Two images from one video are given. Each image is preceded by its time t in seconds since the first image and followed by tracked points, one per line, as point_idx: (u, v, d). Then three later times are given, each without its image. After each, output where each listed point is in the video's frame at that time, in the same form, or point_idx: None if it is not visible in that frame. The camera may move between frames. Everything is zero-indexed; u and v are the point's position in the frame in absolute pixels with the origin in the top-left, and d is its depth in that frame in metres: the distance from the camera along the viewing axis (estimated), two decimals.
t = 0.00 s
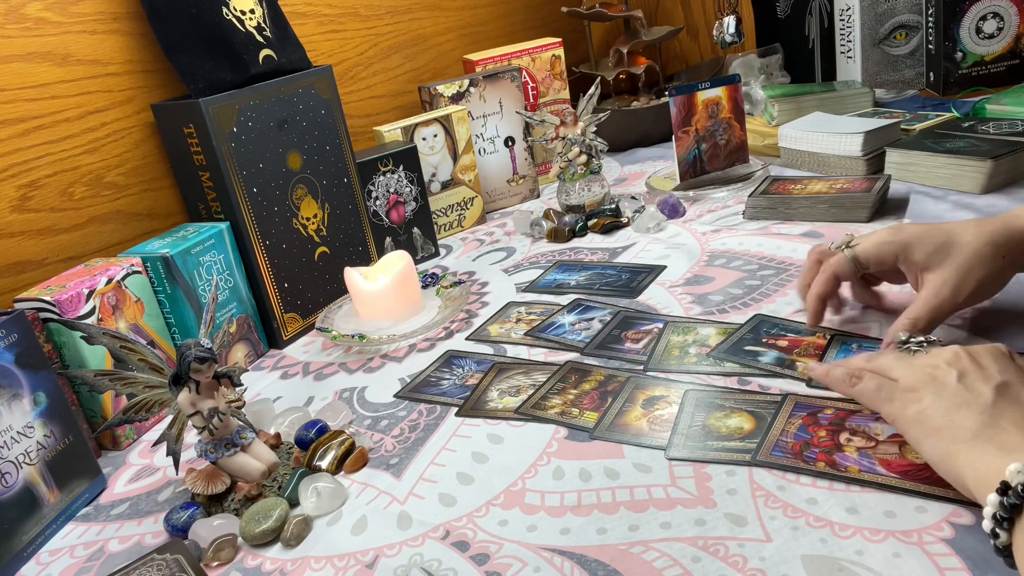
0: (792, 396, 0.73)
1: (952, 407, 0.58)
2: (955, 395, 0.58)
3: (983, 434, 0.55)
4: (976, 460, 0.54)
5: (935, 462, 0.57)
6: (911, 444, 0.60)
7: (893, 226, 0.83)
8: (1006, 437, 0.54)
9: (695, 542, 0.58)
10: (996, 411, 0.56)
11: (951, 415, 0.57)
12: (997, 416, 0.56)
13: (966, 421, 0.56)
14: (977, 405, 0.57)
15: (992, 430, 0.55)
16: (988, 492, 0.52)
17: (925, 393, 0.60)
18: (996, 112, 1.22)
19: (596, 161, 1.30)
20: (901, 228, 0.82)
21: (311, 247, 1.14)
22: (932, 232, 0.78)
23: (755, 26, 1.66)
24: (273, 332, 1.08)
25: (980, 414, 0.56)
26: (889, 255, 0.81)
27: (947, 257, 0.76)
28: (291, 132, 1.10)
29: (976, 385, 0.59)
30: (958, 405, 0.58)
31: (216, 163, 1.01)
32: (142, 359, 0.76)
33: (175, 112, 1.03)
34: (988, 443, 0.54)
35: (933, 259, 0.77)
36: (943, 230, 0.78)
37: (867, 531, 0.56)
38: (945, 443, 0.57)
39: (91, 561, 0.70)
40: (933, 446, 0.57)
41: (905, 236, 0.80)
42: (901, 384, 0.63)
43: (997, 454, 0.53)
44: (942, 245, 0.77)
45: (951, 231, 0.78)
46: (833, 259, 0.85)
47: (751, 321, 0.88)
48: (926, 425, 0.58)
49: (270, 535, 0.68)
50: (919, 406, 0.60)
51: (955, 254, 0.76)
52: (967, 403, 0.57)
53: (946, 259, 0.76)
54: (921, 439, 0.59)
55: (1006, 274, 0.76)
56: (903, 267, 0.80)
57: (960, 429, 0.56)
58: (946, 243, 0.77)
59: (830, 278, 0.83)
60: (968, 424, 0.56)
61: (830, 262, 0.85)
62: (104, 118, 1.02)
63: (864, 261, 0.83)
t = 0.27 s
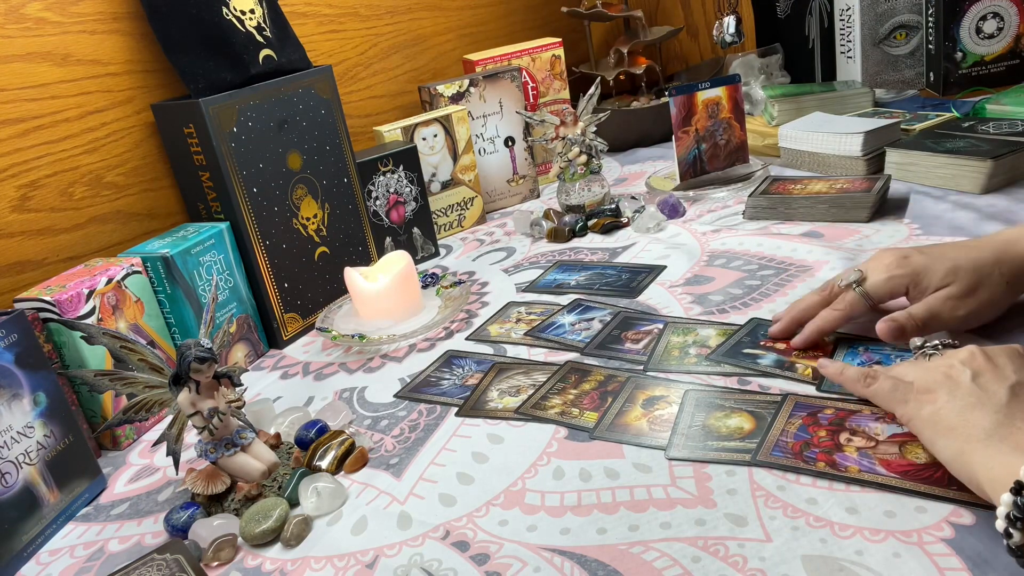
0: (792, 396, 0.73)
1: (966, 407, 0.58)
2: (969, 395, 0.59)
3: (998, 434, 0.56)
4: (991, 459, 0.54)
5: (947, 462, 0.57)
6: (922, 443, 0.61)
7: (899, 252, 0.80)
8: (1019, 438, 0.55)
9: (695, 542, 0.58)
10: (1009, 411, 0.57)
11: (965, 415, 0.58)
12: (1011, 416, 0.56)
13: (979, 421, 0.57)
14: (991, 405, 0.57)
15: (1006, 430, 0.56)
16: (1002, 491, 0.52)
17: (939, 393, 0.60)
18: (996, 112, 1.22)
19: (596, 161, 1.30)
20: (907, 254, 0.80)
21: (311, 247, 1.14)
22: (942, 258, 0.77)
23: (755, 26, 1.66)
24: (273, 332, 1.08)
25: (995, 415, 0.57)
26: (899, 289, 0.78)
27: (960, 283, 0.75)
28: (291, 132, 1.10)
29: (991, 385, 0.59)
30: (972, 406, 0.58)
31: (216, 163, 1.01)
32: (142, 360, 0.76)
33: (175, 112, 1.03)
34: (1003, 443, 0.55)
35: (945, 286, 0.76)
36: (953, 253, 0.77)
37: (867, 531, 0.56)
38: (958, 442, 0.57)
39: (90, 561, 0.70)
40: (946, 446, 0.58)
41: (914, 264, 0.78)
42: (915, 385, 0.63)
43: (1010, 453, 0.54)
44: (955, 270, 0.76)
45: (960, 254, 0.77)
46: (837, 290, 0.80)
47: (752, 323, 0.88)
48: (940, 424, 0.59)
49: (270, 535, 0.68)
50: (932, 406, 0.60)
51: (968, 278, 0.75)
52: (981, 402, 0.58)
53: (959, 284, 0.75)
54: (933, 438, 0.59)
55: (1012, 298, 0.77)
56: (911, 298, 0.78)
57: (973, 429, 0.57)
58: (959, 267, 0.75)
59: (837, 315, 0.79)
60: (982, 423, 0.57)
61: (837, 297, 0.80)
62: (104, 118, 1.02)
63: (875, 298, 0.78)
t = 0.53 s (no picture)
0: (792, 396, 0.73)
1: (969, 406, 0.58)
2: (973, 394, 0.59)
3: (999, 434, 0.55)
4: (993, 459, 0.54)
5: (950, 460, 0.58)
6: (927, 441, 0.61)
7: (904, 252, 0.81)
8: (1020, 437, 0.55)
9: (695, 542, 0.58)
10: (1013, 411, 0.57)
11: (967, 414, 0.58)
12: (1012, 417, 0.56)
13: (982, 420, 0.57)
14: (994, 405, 0.57)
15: (1008, 430, 0.55)
16: (1003, 491, 0.52)
17: (943, 391, 0.60)
18: (996, 112, 1.22)
19: (596, 161, 1.30)
20: (913, 256, 0.80)
21: (311, 247, 1.14)
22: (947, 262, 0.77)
23: (755, 26, 1.66)
24: (273, 332, 1.08)
25: (997, 414, 0.57)
26: (905, 291, 0.78)
27: (966, 285, 0.75)
28: (291, 132, 1.10)
29: (994, 385, 0.59)
30: (975, 404, 0.58)
31: (216, 163, 1.01)
32: (142, 360, 0.76)
33: (175, 112, 1.03)
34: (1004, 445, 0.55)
35: (950, 288, 0.76)
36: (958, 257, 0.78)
37: (867, 531, 0.56)
38: (960, 440, 0.57)
39: (90, 561, 0.70)
40: (949, 444, 0.58)
41: (919, 266, 0.78)
42: (920, 383, 0.63)
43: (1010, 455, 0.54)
44: (961, 272, 0.76)
45: (965, 257, 0.77)
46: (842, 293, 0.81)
47: (753, 325, 0.88)
48: (943, 423, 0.59)
49: (269, 535, 0.68)
50: (936, 406, 0.60)
51: (974, 280, 0.75)
52: (984, 402, 0.58)
53: (965, 286, 0.75)
54: (937, 437, 0.59)
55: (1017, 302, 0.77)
56: (916, 301, 0.78)
57: (975, 429, 0.57)
58: (965, 270, 0.76)
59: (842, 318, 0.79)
60: (984, 423, 0.56)
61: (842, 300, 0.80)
62: (104, 118, 1.02)
63: (880, 301, 0.78)
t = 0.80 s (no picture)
0: (792, 397, 0.73)
1: (972, 405, 0.58)
2: (976, 393, 0.59)
3: (1000, 433, 0.56)
4: (994, 456, 0.55)
5: (952, 459, 0.58)
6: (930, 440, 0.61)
7: (906, 252, 0.81)
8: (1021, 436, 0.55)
9: (694, 542, 0.58)
10: (1016, 410, 0.57)
11: (970, 412, 0.58)
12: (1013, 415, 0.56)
13: (985, 419, 0.57)
14: (997, 404, 0.57)
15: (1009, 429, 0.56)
16: (1004, 490, 0.53)
17: (946, 390, 0.61)
18: (996, 112, 1.22)
19: (596, 161, 1.30)
20: (915, 256, 0.80)
21: (311, 247, 1.14)
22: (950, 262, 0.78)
23: (755, 26, 1.66)
24: (273, 332, 1.08)
25: (998, 412, 0.57)
26: (907, 291, 0.78)
27: (970, 285, 0.75)
28: (291, 132, 1.10)
29: (998, 383, 0.59)
30: (978, 404, 0.58)
31: (216, 164, 1.01)
32: (142, 360, 0.76)
33: (175, 112, 1.03)
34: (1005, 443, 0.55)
35: (954, 289, 0.76)
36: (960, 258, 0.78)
37: (867, 531, 0.56)
38: (963, 439, 0.57)
39: (90, 561, 0.70)
40: (951, 442, 0.58)
41: (922, 266, 0.78)
42: (924, 380, 0.63)
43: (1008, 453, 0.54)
44: (965, 272, 0.76)
45: (968, 258, 0.78)
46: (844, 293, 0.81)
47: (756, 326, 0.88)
48: (946, 421, 0.59)
49: (269, 535, 0.68)
50: (939, 404, 0.61)
51: (977, 280, 0.75)
52: (987, 401, 0.58)
53: (969, 286, 0.75)
54: (939, 436, 0.59)
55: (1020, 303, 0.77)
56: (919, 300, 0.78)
57: (978, 427, 0.57)
58: (969, 270, 0.76)
59: (846, 318, 0.79)
60: (987, 422, 0.57)
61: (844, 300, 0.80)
62: (104, 118, 1.02)
63: (883, 301, 0.78)
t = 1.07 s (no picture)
0: (792, 397, 0.73)
1: (974, 405, 0.58)
2: (978, 393, 0.59)
3: (1003, 434, 0.55)
4: (995, 458, 0.55)
5: (953, 459, 0.58)
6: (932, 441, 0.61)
7: (906, 250, 0.81)
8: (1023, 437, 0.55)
9: (694, 542, 0.58)
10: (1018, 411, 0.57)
11: (972, 413, 0.58)
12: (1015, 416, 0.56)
13: (987, 420, 0.57)
14: (999, 405, 0.57)
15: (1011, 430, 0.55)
16: (1006, 490, 0.52)
17: (948, 390, 0.61)
18: (996, 112, 1.22)
19: (596, 161, 1.30)
20: (915, 254, 0.80)
21: (311, 247, 1.14)
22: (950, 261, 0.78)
23: (755, 26, 1.66)
24: (273, 332, 1.08)
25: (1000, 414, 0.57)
26: (907, 289, 0.78)
27: (969, 284, 0.75)
28: (291, 132, 1.10)
29: (1001, 384, 0.59)
30: (980, 404, 0.58)
31: (216, 164, 1.01)
32: (142, 359, 0.76)
33: (175, 112, 1.03)
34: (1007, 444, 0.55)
35: (953, 287, 0.76)
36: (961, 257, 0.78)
37: (867, 531, 0.56)
38: (964, 439, 0.57)
39: (90, 561, 0.70)
40: (953, 443, 0.58)
41: (921, 264, 0.78)
42: (925, 381, 0.63)
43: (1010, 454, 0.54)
44: (964, 272, 0.76)
45: (968, 256, 0.77)
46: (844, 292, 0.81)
47: (757, 326, 0.87)
48: (948, 422, 0.59)
49: (269, 535, 0.68)
50: (941, 404, 0.61)
51: (977, 279, 0.75)
52: (989, 402, 0.58)
53: (969, 285, 0.75)
54: (941, 437, 0.59)
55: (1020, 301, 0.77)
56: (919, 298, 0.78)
57: (980, 429, 0.57)
58: (968, 269, 0.76)
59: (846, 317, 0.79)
60: (989, 422, 0.57)
61: (844, 298, 0.80)
62: (104, 118, 1.02)
63: (883, 298, 0.79)
